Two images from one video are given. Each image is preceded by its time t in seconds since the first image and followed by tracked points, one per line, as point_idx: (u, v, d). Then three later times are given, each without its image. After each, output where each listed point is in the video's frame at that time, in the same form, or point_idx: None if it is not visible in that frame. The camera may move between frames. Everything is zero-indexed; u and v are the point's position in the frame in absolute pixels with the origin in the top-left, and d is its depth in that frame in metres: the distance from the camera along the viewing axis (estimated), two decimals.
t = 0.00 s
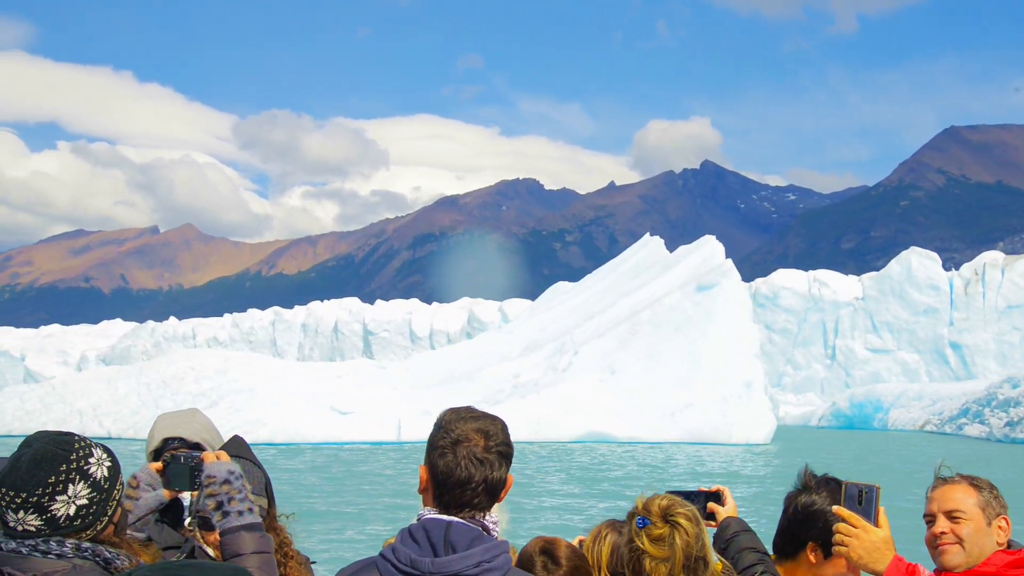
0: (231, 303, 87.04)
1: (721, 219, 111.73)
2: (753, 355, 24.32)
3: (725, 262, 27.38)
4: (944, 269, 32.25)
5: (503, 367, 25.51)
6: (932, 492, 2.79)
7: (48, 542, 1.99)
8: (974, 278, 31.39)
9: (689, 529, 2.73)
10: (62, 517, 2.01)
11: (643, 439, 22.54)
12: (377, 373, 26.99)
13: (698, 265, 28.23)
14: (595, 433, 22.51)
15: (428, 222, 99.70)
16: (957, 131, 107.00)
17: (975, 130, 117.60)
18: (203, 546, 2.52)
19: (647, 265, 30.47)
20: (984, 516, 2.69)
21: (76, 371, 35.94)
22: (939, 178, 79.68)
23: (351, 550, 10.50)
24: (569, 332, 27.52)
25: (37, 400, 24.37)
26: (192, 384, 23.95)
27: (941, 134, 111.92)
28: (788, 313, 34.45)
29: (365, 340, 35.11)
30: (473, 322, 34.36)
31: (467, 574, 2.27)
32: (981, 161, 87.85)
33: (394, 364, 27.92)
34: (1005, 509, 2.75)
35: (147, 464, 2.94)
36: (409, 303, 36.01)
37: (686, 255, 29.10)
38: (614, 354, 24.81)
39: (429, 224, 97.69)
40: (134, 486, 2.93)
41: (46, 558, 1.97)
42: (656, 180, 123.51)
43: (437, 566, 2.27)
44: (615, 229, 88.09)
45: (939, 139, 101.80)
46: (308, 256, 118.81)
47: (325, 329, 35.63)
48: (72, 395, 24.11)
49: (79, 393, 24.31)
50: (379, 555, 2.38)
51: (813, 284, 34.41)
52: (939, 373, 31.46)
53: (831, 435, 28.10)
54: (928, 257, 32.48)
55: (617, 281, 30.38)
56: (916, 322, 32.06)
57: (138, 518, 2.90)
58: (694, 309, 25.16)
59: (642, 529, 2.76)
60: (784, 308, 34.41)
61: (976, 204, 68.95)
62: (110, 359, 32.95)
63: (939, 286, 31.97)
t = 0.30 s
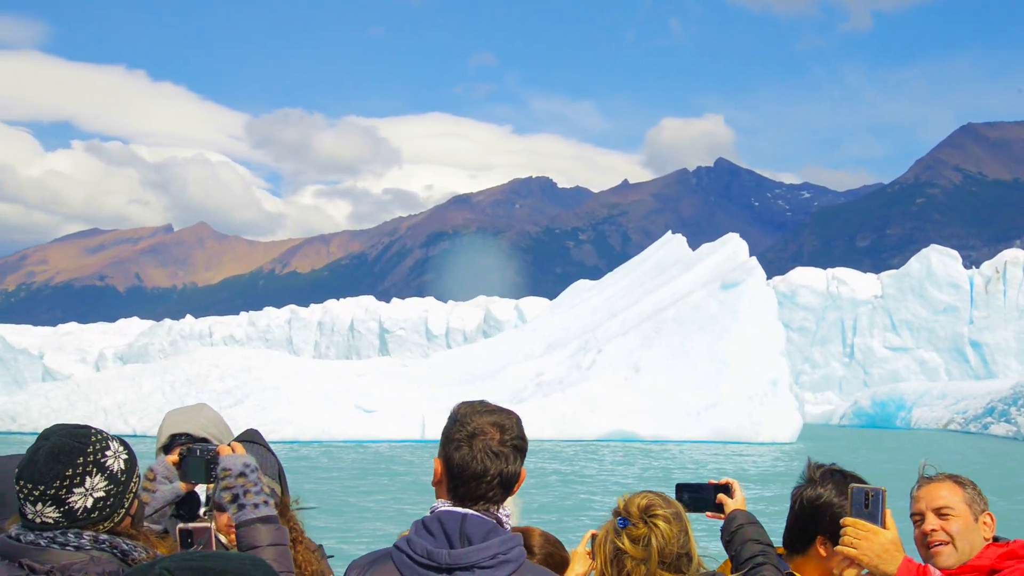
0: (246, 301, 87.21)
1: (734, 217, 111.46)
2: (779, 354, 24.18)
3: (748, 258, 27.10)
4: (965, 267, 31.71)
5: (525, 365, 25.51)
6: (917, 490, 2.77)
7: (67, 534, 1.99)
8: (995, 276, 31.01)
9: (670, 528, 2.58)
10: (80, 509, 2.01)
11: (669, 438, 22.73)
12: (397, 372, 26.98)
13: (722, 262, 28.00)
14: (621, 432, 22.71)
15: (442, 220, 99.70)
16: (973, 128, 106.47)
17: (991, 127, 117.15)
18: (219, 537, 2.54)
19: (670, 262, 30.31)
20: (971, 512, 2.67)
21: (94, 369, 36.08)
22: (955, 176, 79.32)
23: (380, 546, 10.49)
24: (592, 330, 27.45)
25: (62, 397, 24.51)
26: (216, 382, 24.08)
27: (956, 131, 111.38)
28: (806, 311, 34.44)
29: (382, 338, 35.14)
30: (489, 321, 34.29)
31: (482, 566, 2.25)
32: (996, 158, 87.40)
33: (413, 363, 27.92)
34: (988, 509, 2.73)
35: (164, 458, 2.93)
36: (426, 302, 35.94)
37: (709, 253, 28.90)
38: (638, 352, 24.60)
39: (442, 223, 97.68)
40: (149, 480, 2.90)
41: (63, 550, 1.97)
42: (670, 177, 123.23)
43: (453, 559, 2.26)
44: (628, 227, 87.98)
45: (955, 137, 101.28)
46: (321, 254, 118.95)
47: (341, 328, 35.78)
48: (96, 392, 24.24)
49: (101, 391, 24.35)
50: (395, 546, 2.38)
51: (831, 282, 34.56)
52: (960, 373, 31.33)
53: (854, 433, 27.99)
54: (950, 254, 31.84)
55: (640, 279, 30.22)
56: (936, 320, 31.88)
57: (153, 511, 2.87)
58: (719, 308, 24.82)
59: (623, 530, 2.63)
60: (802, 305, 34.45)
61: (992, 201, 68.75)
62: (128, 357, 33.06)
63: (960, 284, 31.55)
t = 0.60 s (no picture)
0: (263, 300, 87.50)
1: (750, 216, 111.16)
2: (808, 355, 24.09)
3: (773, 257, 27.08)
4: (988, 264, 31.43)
5: (550, 364, 25.53)
6: (921, 486, 2.72)
7: (84, 531, 1.99)
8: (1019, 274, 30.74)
9: (680, 527, 2.49)
10: (97, 505, 2.00)
11: (698, 438, 22.55)
12: (418, 372, 26.98)
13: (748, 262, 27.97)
14: (650, 432, 22.45)
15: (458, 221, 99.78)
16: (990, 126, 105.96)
17: (1005, 124, 117.09)
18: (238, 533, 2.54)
19: (695, 262, 30.29)
20: (978, 507, 2.64)
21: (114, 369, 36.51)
22: (972, 174, 78.93)
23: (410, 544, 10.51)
24: (617, 329, 27.39)
25: (88, 396, 24.59)
26: (242, 382, 24.19)
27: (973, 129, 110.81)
28: (827, 310, 35.05)
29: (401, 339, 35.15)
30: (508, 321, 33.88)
31: (505, 564, 2.22)
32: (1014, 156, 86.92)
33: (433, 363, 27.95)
34: (994, 502, 2.71)
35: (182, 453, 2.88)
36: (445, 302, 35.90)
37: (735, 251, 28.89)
38: (665, 351, 24.68)
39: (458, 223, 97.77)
40: (165, 477, 2.86)
41: (82, 546, 1.97)
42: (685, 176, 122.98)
43: (476, 555, 2.22)
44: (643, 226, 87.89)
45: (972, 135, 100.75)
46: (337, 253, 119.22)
47: (360, 328, 35.91)
48: (122, 392, 24.32)
49: (126, 391, 24.42)
50: (413, 542, 2.32)
51: (853, 280, 34.99)
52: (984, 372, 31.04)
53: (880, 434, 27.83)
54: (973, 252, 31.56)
55: (664, 279, 30.22)
56: (958, 319, 31.51)
57: (169, 507, 2.85)
58: (746, 306, 24.92)
59: (634, 529, 2.54)
60: (823, 305, 35.04)
61: (1011, 199, 68.50)
62: (148, 357, 33.44)
63: (983, 282, 31.19)
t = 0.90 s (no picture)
0: (281, 304, 87.66)
1: (768, 218, 110.76)
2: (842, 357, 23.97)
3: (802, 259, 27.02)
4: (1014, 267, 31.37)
5: (578, 368, 25.67)
6: (951, 487, 2.71)
7: (103, 531, 1.98)
8: None
9: (705, 526, 2.46)
10: (116, 505, 1.99)
11: (730, 442, 22.36)
12: (441, 375, 26.96)
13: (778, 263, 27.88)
14: (678, 435, 22.21)
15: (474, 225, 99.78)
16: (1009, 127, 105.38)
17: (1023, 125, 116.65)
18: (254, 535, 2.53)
19: (721, 264, 30.23)
20: (1009, 507, 2.61)
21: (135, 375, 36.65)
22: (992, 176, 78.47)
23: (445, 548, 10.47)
24: (645, 332, 27.31)
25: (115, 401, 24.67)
26: (269, 387, 24.24)
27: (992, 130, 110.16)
28: (849, 313, 34.89)
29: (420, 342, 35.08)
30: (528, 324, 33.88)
31: (527, 565, 2.19)
32: None
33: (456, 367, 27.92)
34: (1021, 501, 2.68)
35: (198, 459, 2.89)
36: (464, 306, 35.81)
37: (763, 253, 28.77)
38: (695, 354, 24.69)
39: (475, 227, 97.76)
40: (184, 479, 2.87)
41: (101, 546, 1.96)
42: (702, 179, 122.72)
43: (499, 559, 2.18)
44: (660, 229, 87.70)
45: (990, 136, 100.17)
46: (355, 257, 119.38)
47: (379, 331, 35.77)
48: (149, 397, 24.37)
49: (154, 396, 24.48)
50: (431, 545, 2.28)
51: (875, 283, 35.01)
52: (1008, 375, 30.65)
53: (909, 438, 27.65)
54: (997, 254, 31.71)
55: (690, 282, 30.20)
56: (983, 321, 31.23)
57: (189, 510, 2.87)
58: (776, 309, 24.88)
59: (659, 527, 2.52)
60: (845, 307, 34.90)
61: None
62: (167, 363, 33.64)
63: (1008, 284, 31.24)
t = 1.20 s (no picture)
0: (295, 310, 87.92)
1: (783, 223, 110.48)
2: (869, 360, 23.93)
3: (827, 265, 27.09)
4: None
5: (601, 372, 25.65)
6: (972, 492, 2.69)
7: (124, 537, 1.96)
8: None
9: (732, 532, 2.46)
10: (136, 510, 1.99)
11: (756, 447, 22.37)
12: (460, 381, 26.97)
13: (802, 269, 27.87)
14: (707, 442, 22.35)
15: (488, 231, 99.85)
16: None
17: None
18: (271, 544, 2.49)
19: (745, 268, 30.16)
20: None
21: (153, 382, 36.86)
22: (1008, 181, 78.09)
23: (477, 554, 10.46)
24: (669, 337, 27.26)
25: (139, 406, 24.77)
26: (292, 393, 24.32)
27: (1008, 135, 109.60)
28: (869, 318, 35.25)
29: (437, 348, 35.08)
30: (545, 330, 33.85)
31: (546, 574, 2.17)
32: None
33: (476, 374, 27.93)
34: None
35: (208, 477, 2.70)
36: (480, 311, 35.82)
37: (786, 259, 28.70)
38: (720, 360, 24.50)
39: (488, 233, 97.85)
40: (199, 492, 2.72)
41: (121, 552, 1.94)
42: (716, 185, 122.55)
43: (517, 566, 2.16)
44: (674, 235, 87.59)
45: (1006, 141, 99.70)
46: (369, 263, 119.67)
47: (396, 337, 35.83)
48: (173, 403, 24.49)
49: (178, 400, 24.59)
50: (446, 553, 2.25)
51: (894, 288, 35.11)
52: None
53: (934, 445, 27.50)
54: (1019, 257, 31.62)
55: (713, 287, 30.14)
56: (1004, 327, 30.77)
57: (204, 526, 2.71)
58: (802, 315, 24.73)
59: (684, 532, 2.52)
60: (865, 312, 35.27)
61: None
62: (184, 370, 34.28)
63: None
